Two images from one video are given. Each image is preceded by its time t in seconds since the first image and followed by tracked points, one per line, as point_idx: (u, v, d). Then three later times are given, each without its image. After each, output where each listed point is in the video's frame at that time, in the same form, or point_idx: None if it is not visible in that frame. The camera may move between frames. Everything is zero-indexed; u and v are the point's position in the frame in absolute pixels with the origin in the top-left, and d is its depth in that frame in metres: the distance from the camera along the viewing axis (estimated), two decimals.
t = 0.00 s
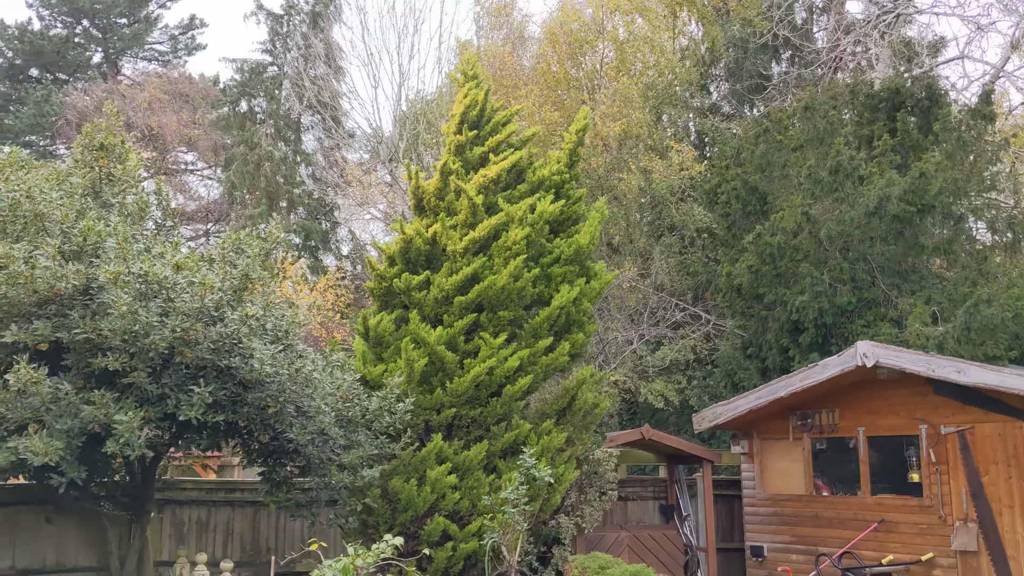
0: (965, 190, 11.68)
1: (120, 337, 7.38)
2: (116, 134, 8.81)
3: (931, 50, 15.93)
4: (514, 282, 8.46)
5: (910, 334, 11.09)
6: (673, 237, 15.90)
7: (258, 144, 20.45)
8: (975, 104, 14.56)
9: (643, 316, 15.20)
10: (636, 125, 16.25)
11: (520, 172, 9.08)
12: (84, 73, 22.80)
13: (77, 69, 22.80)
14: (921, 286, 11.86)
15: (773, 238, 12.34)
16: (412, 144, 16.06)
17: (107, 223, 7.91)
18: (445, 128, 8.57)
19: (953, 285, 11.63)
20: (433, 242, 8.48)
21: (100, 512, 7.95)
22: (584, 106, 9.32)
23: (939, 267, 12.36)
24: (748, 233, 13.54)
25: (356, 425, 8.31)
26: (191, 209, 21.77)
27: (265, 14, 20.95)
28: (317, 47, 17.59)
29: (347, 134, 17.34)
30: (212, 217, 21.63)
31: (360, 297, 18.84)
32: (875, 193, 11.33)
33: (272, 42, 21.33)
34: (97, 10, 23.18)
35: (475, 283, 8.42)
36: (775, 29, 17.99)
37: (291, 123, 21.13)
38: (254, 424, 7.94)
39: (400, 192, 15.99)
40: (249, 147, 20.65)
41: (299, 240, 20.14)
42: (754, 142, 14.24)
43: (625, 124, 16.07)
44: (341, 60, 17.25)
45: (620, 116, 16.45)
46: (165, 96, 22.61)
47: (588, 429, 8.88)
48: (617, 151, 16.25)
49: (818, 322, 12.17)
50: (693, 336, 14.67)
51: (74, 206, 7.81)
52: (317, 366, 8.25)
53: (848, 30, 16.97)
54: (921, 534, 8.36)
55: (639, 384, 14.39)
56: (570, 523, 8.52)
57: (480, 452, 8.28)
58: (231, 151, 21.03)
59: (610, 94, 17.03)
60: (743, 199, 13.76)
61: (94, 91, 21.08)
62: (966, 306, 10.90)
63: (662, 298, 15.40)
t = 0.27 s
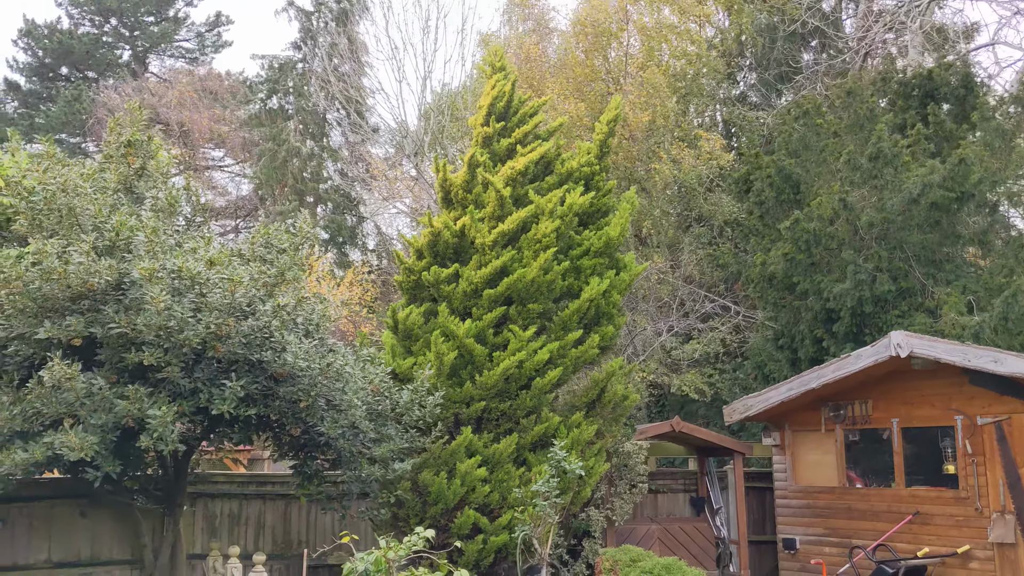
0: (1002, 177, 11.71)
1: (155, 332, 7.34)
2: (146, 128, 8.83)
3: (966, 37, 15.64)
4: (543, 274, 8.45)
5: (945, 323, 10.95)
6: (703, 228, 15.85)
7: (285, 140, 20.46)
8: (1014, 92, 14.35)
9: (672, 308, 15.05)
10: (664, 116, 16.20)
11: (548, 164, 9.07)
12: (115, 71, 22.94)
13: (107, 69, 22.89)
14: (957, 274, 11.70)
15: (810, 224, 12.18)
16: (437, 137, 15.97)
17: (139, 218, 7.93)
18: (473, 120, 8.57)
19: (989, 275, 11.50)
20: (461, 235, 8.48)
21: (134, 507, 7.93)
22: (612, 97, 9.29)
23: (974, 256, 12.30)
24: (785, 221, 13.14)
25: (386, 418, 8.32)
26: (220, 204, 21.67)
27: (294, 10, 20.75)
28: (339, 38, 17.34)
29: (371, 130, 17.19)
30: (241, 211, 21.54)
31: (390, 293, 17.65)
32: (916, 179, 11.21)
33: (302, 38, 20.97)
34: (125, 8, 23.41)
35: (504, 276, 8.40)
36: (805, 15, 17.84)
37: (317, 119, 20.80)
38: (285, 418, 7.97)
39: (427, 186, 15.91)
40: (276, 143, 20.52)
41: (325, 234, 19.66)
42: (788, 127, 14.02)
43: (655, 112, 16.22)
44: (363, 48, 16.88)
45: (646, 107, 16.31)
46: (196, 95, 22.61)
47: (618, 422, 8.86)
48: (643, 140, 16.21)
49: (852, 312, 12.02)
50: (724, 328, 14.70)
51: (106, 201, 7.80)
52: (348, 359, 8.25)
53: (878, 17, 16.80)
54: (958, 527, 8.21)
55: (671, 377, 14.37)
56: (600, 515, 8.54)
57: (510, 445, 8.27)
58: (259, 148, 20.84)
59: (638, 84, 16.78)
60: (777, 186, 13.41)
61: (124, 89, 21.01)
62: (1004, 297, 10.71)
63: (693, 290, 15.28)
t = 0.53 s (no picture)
0: None
1: (210, 331, 7.47)
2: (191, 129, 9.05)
3: None
4: (590, 268, 8.43)
5: (1006, 311, 10.64)
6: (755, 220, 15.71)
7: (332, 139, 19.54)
8: None
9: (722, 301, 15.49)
10: (715, 106, 15.78)
11: (594, 157, 9.04)
12: (167, 77, 22.48)
13: (159, 74, 22.47)
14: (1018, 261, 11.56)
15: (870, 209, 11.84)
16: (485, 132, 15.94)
17: (193, 218, 8.05)
18: (519, 114, 8.57)
19: None
20: (508, 229, 8.48)
21: (191, 501, 8.09)
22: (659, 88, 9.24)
23: None
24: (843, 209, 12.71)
25: (435, 413, 8.33)
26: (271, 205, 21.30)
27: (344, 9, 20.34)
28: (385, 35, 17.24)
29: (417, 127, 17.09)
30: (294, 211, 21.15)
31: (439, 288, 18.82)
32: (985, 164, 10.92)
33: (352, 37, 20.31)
34: (175, 13, 23.20)
35: (551, 270, 8.39)
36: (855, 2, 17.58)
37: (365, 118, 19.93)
38: (337, 413, 8.07)
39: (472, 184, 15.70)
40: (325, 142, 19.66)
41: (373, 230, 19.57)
42: (842, 111, 13.64)
43: (709, 105, 15.71)
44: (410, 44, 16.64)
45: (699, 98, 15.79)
46: (245, 98, 22.03)
47: (670, 415, 8.76)
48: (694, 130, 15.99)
49: (910, 299, 11.75)
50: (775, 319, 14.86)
51: (161, 202, 7.92)
52: (397, 356, 8.29)
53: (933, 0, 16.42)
54: (1018, 519, 8.01)
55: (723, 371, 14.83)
56: (651, 509, 8.52)
57: (559, 439, 8.25)
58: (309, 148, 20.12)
59: (690, 72, 16.15)
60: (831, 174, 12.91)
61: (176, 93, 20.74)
62: None
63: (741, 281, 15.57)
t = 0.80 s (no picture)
0: None
1: (325, 328, 7.68)
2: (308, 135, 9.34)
3: None
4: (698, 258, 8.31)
5: None
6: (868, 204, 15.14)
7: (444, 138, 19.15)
8: None
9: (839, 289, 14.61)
10: (840, 88, 14.50)
11: (700, 146, 8.92)
12: (283, 83, 23.11)
13: (274, 80, 23.17)
14: None
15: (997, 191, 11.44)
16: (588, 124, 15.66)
17: (307, 223, 8.35)
18: (622, 106, 8.57)
19: None
20: (613, 222, 8.44)
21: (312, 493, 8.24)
22: (765, 75, 9.09)
23: None
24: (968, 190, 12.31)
25: (545, 406, 8.32)
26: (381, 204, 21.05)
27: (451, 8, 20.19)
28: (490, 34, 17.58)
29: (524, 121, 16.94)
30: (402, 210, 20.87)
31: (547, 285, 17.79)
32: None
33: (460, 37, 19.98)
34: (288, 21, 23.84)
35: (657, 261, 8.31)
36: None
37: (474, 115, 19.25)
38: (448, 407, 8.15)
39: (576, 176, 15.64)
40: (434, 142, 19.29)
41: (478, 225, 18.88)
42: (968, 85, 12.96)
43: (836, 87, 14.30)
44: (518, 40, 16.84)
45: (827, 79, 14.15)
46: (351, 102, 21.93)
47: (784, 408, 8.62)
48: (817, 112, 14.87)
49: None
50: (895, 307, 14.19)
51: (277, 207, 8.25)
52: (505, 350, 8.34)
53: None
54: None
55: (840, 363, 14.51)
56: (767, 503, 8.39)
57: (671, 432, 8.16)
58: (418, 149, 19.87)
59: (815, 53, 14.12)
60: (951, 156, 12.69)
61: (291, 98, 21.30)
62: None
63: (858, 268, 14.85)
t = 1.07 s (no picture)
0: None
1: (425, 326, 7.78)
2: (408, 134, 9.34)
3: None
4: (802, 249, 8.15)
5: None
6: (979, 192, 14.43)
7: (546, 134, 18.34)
8: None
9: (951, 278, 13.84)
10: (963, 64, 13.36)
11: (802, 134, 8.74)
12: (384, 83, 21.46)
13: (378, 81, 21.60)
14: None
15: None
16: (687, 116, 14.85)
17: (407, 223, 8.49)
18: (721, 96, 8.51)
19: None
20: (714, 214, 8.35)
21: (418, 486, 8.17)
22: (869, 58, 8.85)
23: None
24: None
25: (647, 402, 8.25)
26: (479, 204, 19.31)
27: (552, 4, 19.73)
28: (586, 25, 16.90)
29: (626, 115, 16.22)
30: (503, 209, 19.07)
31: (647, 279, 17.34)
32: None
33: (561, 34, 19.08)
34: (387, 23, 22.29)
35: (760, 253, 8.18)
36: None
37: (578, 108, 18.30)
38: (548, 403, 8.13)
39: (677, 169, 15.10)
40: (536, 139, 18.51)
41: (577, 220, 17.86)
42: None
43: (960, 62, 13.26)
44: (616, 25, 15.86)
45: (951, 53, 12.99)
46: (450, 101, 20.08)
47: (896, 401, 8.41)
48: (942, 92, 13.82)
49: None
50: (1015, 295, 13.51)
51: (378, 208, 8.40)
52: (605, 346, 8.29)
53: None
54: None
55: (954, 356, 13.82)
56: (880, 499, 8.25)
57: (777, 426, 8.01)
58: (518, 148, 18.92)
59: (933, 29, 12.94)
60: None
61: (390, 97, 19.87)
62: None
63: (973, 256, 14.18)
